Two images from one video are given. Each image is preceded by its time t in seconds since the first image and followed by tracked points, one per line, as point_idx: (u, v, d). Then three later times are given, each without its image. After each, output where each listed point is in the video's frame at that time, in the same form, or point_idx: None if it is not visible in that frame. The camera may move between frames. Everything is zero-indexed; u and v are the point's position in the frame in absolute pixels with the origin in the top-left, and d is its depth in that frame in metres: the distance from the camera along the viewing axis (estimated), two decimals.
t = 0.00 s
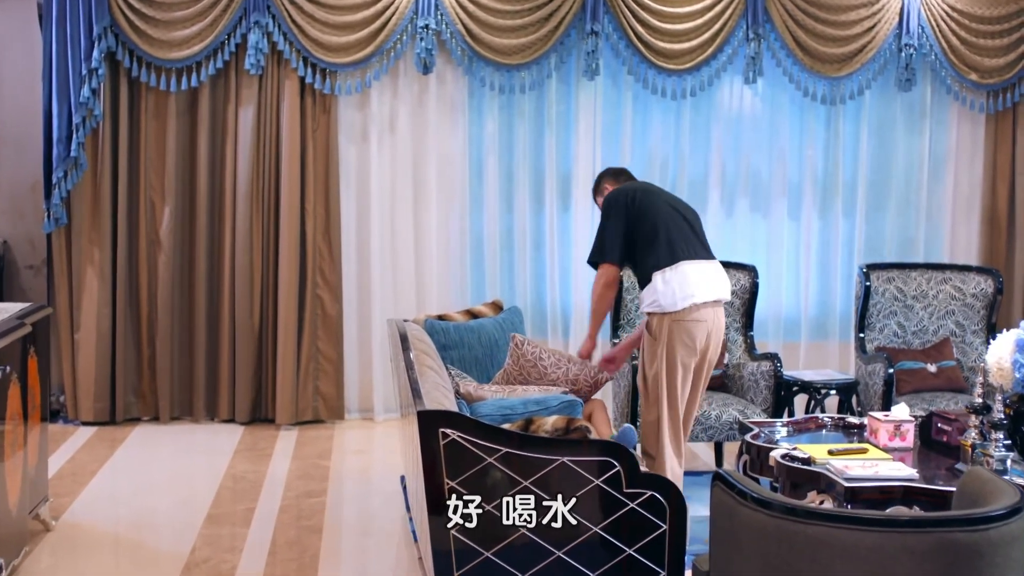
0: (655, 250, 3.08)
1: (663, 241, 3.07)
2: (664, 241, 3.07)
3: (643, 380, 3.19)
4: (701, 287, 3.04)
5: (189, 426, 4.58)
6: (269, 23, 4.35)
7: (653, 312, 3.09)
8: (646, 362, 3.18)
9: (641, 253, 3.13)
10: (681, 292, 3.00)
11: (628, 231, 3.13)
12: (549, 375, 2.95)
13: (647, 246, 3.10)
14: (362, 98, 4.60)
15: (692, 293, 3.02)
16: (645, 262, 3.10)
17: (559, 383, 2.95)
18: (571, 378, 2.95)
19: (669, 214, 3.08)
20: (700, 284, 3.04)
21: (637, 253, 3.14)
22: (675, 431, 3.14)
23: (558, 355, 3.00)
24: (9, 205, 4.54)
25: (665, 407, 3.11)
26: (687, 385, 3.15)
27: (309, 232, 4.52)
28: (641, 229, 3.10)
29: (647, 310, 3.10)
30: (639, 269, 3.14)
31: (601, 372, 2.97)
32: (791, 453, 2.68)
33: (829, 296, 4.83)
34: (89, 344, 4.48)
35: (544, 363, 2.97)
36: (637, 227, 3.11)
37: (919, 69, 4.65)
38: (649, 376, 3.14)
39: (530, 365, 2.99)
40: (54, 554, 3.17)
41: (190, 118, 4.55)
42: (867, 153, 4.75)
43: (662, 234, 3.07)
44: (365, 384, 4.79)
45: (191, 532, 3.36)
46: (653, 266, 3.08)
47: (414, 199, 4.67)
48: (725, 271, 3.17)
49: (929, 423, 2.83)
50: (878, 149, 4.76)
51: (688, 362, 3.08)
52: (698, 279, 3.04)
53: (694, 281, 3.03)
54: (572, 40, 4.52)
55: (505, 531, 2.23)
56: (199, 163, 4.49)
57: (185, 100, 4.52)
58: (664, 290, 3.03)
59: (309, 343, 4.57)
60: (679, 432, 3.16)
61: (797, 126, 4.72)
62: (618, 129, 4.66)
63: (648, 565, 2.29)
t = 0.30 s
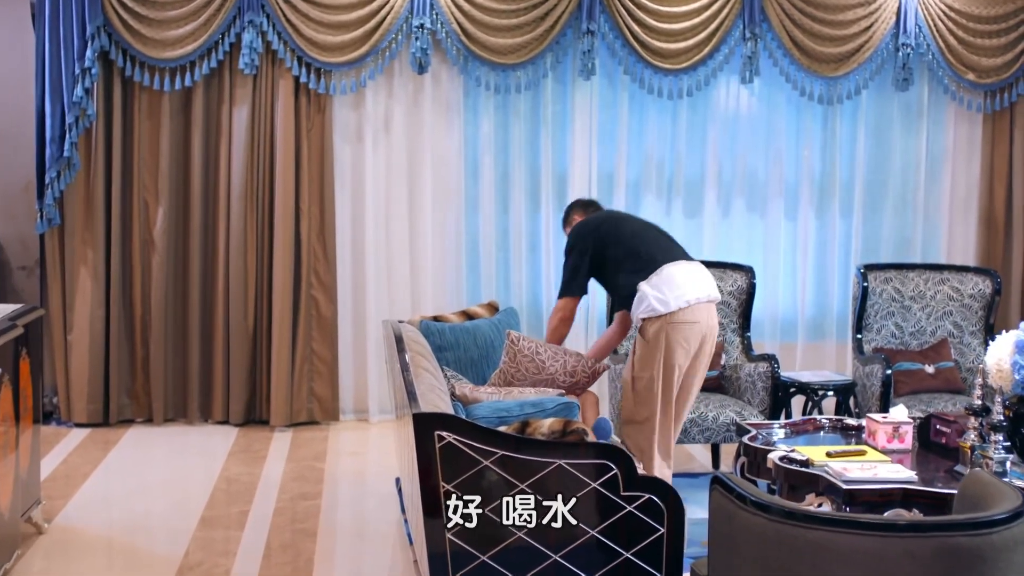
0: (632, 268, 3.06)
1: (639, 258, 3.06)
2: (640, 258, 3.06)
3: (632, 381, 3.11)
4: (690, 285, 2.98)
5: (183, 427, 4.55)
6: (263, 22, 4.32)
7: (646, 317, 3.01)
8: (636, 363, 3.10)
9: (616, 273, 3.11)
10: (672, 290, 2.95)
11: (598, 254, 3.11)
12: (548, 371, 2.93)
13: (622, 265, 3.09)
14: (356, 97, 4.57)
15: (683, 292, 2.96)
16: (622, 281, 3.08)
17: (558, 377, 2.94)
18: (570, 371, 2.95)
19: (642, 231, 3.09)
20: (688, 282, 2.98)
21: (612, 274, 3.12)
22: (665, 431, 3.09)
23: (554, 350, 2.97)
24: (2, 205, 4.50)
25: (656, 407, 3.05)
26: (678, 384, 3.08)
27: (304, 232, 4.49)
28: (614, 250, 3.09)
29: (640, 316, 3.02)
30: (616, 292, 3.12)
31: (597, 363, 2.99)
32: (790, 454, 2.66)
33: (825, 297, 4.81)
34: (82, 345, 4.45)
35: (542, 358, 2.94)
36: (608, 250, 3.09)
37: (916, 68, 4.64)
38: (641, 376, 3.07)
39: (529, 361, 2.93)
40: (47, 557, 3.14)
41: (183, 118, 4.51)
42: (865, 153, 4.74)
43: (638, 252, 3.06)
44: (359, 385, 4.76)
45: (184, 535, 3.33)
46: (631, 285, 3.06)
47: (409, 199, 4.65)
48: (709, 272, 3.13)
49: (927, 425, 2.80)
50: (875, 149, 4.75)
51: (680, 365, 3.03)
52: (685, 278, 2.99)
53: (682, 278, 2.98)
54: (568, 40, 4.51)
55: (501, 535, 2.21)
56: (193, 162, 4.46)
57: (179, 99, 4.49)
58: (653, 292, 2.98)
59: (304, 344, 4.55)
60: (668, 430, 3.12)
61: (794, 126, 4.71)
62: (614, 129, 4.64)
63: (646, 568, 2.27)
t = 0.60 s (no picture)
0: (605, 275, 3.02)
1: (607, 263, 3.02)
2: (609, 264, 3.02)
3: (616, 380, 2.97)
4: (662, 276, 2.91)
5: (178, 429, 4.52)
6: (259, 21, 4.30)
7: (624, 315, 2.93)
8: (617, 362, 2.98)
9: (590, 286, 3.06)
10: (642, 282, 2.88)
11: (569, 269, 3.08)
12: (541, 365, 2.90)
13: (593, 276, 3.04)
14: (352, 97, 4.54)
15: (652, 281, 2.89)
16: (597, 290, 3.03)
17: (553, 373, 2.90)
18: (564, 367, 2.91)
19: (605, 240, 3.08)
20: (659, 273, 2.91)
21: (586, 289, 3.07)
22: (658, 432, 2.95)
23: (547, 346, 2.97)
24: None
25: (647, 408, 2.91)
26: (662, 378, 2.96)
27: (299, 232, 4.46)
28: (583, 261, 3.05)
29: (617, 315, 2.94)
30: (593, 305, 3.06)
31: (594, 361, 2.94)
32: (789, 457, 2.64)
33: (824, 298, 4.80)
34: (76, 346, 4.42)
35: (535, 353, 2.93)
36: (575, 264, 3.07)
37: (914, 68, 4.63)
38: (625, 373, 2.93)
39: (522, 357, 2.93)
40: (40, 561, 3.11)
41: (178, 118, 4.48)
42: (863, 153, 4.73)
43: (605, 258, 3.03)
44: (355, 387, 4.73)
45: (179, 538, 3.30)
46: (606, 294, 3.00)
47: (405, 199, 4.63)
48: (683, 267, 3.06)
49: (926, 427, 2.78)
50: (873, 149, 4.73)
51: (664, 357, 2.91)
52: (653, 269, 2.93)
53: (651, 271, 2.91)
54: (565, 39, 4.48)
55: (499, 539, 2.19)
56: (187, 162, 4.43)
57: (173, 99, 4.46)
58: (624, 289, 2.92)
59: (299, 345, 4.52)
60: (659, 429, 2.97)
61: (791, 126, 4.69)
62: (611, 129, 4.63)
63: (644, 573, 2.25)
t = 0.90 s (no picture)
0: (580, 273, 3.00)
1: (581, 263, 3.01)
2: (582, 264, 3.00)
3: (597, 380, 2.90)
4: (637, 271, 2.87)
5: (173, 430, 4.50)
6: (255, 21, 4.27)
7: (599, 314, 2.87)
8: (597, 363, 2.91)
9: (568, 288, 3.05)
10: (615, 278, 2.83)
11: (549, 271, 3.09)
12: (513, 362, 2.96)
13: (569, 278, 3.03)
14: (349, 97, 4.52)
15: (628, 277, 2.84)
16: (574, 290, 3.01)
17: (525, 368, 2.96)
18: (536, 363, 2.96)
19: (580, 241, 3.07)
20: (634, 268, 2.87)
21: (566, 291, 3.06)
22: (644, 434, 2.86)
23: (519, 344, 3.03)
24: None
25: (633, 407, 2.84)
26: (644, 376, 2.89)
27: (295, 232, 4.44)
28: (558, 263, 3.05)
29: (594, 313, 2.89)
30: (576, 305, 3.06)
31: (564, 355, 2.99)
32: (789, 459, 2.62)
33: (824, 299, 4.78)
34: (71, 347, 4.40)
35: (508, 351, 2.99)
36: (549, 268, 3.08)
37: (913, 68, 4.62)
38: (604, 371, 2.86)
39: (492, 358, 2.98)
40: (34, 563, 3.08)
41: (174, 118, 4.46)
42: (862, 153, 4.71)
43: (578, 258, 3.02)
44: (352, 389, 4.71)
45: (174, 540, 3.28)
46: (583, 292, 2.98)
47: (403, 199, 4.61)
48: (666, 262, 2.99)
49: (927, 428, 2.77)
50: (873, 149, 4.72)
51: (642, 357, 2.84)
52: (630, 265, 2.88)
53: (625, 267, 2.87)
54: (563, 38, 4.46)
55: (497, 543, 2.17)
56: (183, 162, 4.41)
57: (168, 98, 4.44)
58: (599, 287, 2.87)
59: (295, 347, 4.50)
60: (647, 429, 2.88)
61: (790, 126, 4.68)
62: (609, 129, 4.61)
63: None
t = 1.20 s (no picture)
0: (568, 282, 2.94)
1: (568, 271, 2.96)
2: (568, 273, 2.95)
3: (592, 382, 2.87)
4: (625, 273, 2.82)
5: (170, 432, 4.47)
6: (252, 20, 4.25)
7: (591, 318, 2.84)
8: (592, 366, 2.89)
9: (555, 299, 2.99)
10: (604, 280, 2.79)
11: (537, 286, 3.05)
12: (508, 361, 3.01)
13: (555, 289, 2.97)
14: (346, 96, 4.50)
15: (617, 279, 2.80)
16: (561, 298, 2.96)
17: (521, 365, 3.01)
18: (532, 358, 3.03)
19: (566, 253, 3.02)
20: (622, 270, 2.83)
21: (553, 303, 3.00)
22: (640, 437, 2.82)
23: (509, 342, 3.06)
24: None
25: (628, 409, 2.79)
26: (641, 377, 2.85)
27: (293, 232, 4.41)
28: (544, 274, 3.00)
29: (587, 317, 2.85)
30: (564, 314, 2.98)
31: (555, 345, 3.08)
32: (790, 462, 2.60)
33: (824, 300, 4.76)
34: (67, 349, 4.37)
35: (501, 350, 3.04)
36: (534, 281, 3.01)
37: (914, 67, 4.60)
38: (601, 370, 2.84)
39: (486, 359, 3.03)
40: (29, 566, 3.05)
41: (170, 117, 4.43)
42: (863, 154, 4.69)
43: (564, 267, 2.96)
44: (349, 390, 4.69)
45: (170, 543, 3.25)
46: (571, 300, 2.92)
47: (401, 199, 4.58)
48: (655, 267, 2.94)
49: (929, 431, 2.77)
50: (873, 149, 4.70)
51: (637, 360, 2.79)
52: (619, 267, 2.84)
53: (614, 269, 2.83)
54: (562, 38, 4.44)
55: (496, 548, 2.14)
56: (179, 162, 4.38)
57: (165, 98, 4.41)
58: (589, 290, 2.84)
59: (292, 348, 4.47)
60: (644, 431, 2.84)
61: (791, 125, 4.66)
62: (608, 128, 4.58)
63: None
